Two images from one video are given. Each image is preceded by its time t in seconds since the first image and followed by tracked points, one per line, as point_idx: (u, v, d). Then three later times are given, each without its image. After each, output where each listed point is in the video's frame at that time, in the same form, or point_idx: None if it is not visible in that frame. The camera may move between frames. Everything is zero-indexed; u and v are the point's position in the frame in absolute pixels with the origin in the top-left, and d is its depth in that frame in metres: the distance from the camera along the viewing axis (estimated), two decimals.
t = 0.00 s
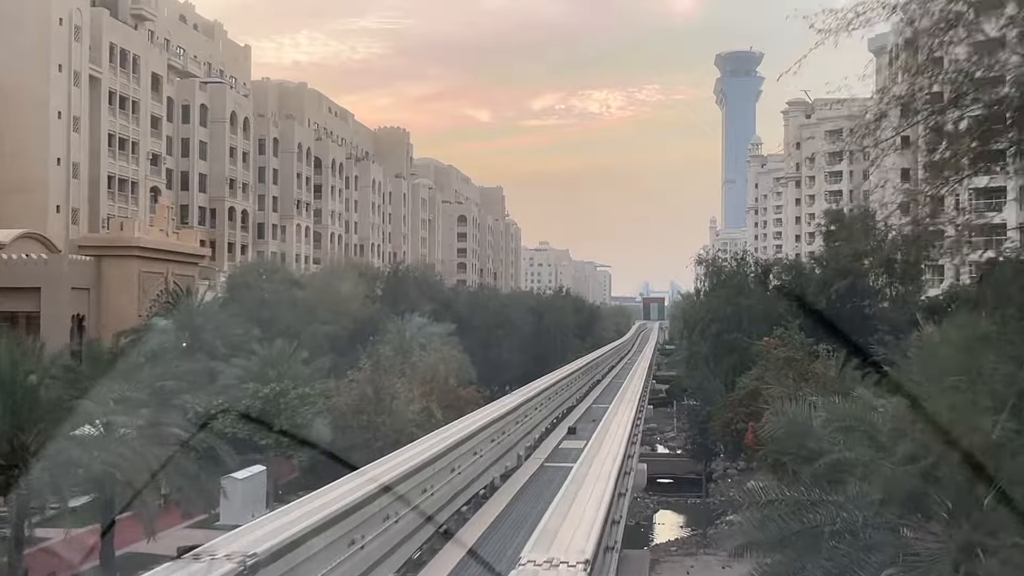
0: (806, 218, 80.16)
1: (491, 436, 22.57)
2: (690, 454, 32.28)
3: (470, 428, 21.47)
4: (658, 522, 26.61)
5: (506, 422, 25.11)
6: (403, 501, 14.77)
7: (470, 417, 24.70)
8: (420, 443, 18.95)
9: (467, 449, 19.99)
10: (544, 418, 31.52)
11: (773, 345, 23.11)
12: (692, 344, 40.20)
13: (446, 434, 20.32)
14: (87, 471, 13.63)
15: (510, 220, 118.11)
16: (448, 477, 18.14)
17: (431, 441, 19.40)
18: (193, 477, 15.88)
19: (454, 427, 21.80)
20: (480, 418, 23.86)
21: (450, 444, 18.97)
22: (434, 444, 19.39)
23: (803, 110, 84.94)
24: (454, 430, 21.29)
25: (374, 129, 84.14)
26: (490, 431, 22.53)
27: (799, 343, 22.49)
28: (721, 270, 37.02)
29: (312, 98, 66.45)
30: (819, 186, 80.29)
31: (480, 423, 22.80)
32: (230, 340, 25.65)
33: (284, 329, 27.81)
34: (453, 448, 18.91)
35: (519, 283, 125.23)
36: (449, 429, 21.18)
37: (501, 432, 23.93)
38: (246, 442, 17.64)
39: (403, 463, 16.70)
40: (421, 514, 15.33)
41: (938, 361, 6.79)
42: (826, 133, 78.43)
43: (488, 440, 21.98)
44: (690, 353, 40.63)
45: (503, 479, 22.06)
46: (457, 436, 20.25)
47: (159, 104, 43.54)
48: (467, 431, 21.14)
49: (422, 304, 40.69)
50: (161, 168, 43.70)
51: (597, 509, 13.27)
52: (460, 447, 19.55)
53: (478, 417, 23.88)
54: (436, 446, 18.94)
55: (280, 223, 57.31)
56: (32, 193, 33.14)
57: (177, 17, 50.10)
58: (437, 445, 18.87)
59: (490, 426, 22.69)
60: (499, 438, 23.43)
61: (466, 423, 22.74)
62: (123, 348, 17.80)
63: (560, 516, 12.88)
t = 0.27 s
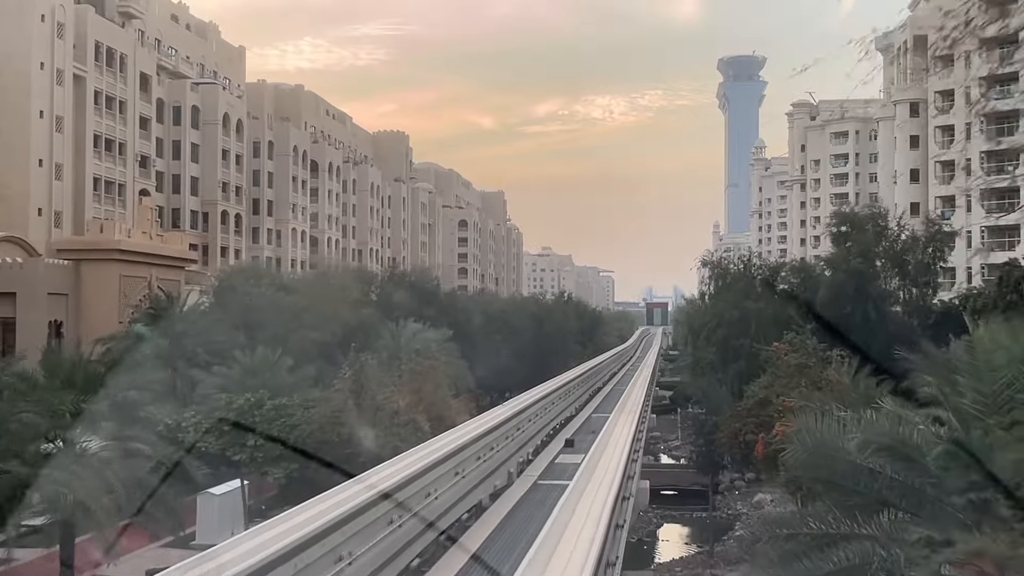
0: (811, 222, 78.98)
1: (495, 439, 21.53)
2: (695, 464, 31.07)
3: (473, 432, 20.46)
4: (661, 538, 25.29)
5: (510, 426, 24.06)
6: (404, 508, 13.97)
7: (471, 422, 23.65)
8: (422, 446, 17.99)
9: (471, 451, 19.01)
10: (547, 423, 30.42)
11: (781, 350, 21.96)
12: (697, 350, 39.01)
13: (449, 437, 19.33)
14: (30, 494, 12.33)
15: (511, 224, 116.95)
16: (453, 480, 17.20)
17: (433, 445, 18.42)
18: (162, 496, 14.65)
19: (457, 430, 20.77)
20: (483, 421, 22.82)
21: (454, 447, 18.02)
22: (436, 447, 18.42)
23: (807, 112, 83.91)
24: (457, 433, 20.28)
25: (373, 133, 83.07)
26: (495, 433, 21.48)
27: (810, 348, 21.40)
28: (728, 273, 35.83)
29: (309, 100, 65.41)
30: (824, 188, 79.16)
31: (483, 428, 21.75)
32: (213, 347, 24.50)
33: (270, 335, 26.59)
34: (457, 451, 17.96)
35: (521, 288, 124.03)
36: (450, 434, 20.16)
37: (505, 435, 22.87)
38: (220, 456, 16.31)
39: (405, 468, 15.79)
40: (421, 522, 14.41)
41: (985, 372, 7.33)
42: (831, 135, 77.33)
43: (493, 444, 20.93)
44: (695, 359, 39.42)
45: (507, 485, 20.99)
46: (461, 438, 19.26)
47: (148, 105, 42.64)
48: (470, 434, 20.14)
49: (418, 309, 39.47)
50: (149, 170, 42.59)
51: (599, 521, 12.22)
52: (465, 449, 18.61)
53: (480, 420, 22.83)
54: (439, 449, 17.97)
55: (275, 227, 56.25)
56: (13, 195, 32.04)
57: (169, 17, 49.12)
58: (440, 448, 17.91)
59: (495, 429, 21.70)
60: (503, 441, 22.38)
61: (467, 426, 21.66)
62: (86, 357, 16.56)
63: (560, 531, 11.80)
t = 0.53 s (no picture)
0: (816, 228, 77.66)
1: (496, 448, 20.32)
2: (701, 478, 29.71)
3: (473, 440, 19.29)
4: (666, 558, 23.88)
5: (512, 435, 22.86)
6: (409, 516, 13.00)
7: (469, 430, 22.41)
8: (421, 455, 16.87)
9: (472, 459, 17.89)
10: (549, 432, 29.16)
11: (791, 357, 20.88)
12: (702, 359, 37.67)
13: (449, 445, 18.19)
14: None
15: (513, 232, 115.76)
16: (454, 489, 16.10)
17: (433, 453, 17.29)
18: (118, 521, 13.25)
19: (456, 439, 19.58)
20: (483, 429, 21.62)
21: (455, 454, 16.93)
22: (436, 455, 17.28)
23: (812, 117, 82.72)
24: (457, 441, 19.12)
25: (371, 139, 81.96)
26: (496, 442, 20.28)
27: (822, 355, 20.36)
28: (734, 278, 34.55)
29: (305, 106, 64.36)
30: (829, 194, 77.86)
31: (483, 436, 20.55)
32: (193, 358, 23.32)
33: (255, 344, 25.34)
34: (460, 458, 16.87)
35: (523, 296, 122.76)
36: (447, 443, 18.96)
37: (506, 444, 21.64)
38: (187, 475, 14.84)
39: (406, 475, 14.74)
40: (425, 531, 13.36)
41: None
42: (836, 140, 76.10)
43: (494, 453, 19.74)
44: (700, 368, 38.08)
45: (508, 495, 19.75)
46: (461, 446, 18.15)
47: (136, 108, 41.56)
48: (470, 442, 18.97)
49: (414, 318, 38.23)
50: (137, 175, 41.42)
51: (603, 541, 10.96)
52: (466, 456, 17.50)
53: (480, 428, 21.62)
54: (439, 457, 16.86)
55: (270, 234, 55.06)
56: None
57: (160, 21, 48.26)
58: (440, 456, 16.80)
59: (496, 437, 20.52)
60: (505, 450, 21.17)
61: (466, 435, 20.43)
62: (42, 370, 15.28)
63: (559, 551, 10.54)
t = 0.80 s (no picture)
0: (820, 231, 76.54)
1: (491, 456, 19.28)
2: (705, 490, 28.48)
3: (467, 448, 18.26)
4: None
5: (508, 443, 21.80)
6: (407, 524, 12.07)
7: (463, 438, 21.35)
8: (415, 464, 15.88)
9: (467, 468, 16.91)
10: (548, 440, 28.06)
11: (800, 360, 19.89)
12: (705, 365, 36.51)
13: (443, 453, 17.22)
14: None
15: (513, 238, 114.56)
16: (449, 498, 15.12)
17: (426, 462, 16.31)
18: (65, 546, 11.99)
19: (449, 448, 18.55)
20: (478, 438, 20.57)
21: (450, 462, 15.96)
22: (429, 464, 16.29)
23: (815, 119, 81.64)
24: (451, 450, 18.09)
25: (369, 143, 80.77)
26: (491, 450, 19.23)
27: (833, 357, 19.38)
28: (739, 282, 33.40)
29: (299, 109, 63.30)
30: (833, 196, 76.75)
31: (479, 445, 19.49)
32: (168, 366, 22.11)
33: (236, 351, 24.12)
34: (455, 466, 15.91)
35: (523, 302, 121.52)
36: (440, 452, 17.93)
37: (501, 452, 20.58)
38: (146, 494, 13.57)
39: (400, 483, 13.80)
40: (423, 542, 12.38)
41: None
42: (840, 142, 75.02)
43: (490, 461, 18.70)
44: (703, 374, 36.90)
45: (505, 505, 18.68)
46: (455, 454, 17.16)
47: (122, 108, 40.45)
48: (464, 451, 17.97)
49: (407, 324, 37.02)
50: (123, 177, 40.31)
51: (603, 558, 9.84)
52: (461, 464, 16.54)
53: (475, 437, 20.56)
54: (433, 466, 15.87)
55: (262, 238, 53.96)
56: None
57: (148, 19, 47.22)
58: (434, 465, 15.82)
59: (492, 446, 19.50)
60: (500, 458, 20.12)
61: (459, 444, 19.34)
62: None
63: (555, 573, 9.42)
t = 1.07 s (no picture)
0: (822, 236, 75.43)
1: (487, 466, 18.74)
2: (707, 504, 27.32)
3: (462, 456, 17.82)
4: None
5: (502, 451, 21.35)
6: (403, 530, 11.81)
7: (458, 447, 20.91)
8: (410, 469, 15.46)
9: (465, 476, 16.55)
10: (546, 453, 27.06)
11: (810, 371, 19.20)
12: (705, 373, 35.30)
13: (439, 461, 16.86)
14: None
15: (511, 244, 113.36)
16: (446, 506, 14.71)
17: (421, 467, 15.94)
18: None
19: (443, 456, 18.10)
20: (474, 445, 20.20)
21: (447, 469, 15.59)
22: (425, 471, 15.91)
23: (816, 123, 80.65)
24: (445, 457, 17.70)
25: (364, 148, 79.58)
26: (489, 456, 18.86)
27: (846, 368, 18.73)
28: (740, 287, 32.32)
29: (292, 112, 62.21)
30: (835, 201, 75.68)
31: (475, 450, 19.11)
32: (138, 375, 20.94)
33: (213, 359, 22.95)
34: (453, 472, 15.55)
35: (522, 308, 120.26)
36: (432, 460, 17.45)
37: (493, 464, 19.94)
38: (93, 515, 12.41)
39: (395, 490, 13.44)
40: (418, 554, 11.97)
41: None
42: (841, 146, 73.99)
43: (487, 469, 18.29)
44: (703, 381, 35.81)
45: (497, 521, 17.84)
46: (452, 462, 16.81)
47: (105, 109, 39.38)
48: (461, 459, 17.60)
49: (398, 331, 35.83)
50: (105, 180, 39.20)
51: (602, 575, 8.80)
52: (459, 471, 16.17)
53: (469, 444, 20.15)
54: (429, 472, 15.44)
55: (253, 243, 52.81)
56: None
57: (136, 20, 46.24)
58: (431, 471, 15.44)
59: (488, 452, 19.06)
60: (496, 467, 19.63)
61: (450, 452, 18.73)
62: None
63: None
